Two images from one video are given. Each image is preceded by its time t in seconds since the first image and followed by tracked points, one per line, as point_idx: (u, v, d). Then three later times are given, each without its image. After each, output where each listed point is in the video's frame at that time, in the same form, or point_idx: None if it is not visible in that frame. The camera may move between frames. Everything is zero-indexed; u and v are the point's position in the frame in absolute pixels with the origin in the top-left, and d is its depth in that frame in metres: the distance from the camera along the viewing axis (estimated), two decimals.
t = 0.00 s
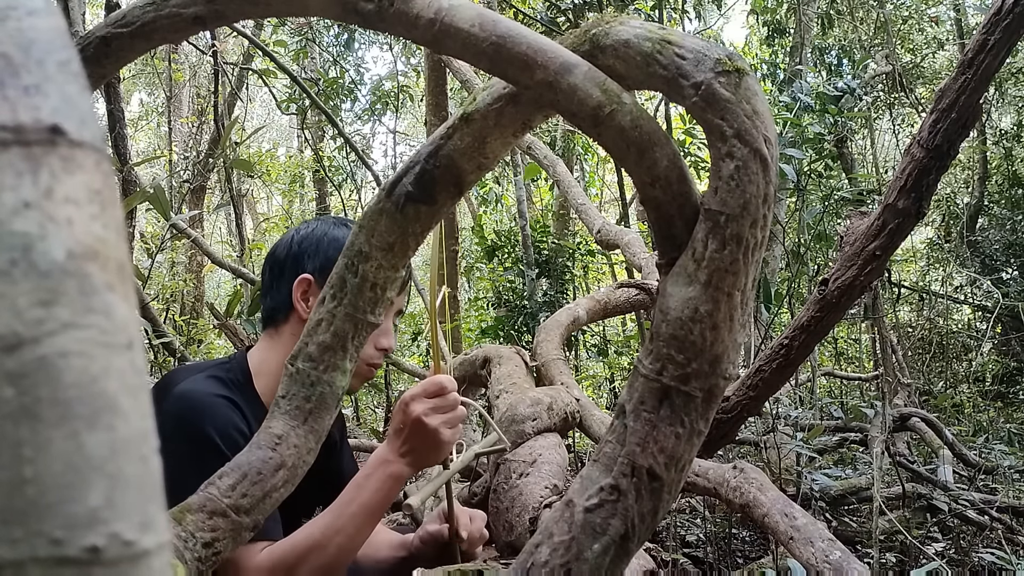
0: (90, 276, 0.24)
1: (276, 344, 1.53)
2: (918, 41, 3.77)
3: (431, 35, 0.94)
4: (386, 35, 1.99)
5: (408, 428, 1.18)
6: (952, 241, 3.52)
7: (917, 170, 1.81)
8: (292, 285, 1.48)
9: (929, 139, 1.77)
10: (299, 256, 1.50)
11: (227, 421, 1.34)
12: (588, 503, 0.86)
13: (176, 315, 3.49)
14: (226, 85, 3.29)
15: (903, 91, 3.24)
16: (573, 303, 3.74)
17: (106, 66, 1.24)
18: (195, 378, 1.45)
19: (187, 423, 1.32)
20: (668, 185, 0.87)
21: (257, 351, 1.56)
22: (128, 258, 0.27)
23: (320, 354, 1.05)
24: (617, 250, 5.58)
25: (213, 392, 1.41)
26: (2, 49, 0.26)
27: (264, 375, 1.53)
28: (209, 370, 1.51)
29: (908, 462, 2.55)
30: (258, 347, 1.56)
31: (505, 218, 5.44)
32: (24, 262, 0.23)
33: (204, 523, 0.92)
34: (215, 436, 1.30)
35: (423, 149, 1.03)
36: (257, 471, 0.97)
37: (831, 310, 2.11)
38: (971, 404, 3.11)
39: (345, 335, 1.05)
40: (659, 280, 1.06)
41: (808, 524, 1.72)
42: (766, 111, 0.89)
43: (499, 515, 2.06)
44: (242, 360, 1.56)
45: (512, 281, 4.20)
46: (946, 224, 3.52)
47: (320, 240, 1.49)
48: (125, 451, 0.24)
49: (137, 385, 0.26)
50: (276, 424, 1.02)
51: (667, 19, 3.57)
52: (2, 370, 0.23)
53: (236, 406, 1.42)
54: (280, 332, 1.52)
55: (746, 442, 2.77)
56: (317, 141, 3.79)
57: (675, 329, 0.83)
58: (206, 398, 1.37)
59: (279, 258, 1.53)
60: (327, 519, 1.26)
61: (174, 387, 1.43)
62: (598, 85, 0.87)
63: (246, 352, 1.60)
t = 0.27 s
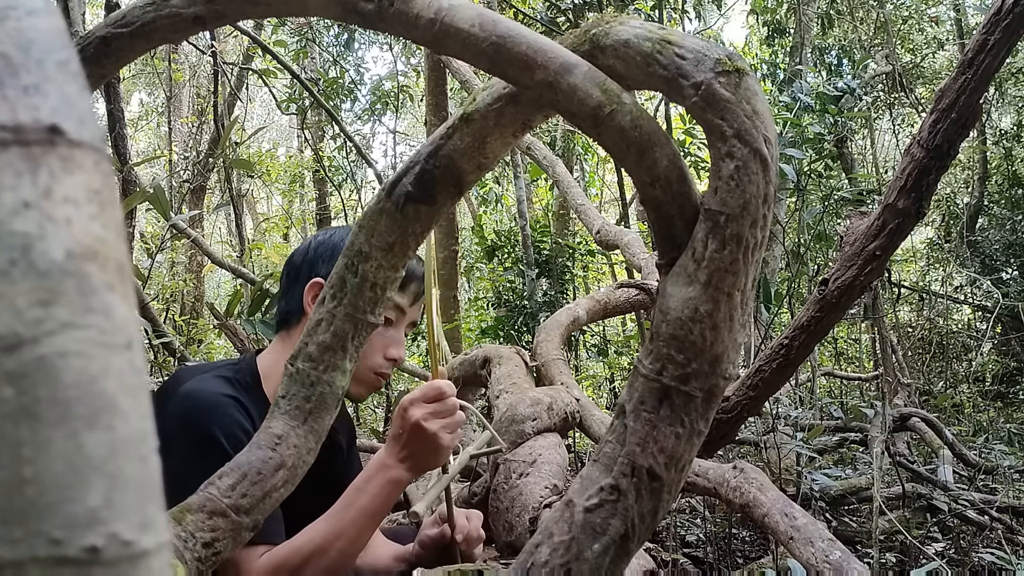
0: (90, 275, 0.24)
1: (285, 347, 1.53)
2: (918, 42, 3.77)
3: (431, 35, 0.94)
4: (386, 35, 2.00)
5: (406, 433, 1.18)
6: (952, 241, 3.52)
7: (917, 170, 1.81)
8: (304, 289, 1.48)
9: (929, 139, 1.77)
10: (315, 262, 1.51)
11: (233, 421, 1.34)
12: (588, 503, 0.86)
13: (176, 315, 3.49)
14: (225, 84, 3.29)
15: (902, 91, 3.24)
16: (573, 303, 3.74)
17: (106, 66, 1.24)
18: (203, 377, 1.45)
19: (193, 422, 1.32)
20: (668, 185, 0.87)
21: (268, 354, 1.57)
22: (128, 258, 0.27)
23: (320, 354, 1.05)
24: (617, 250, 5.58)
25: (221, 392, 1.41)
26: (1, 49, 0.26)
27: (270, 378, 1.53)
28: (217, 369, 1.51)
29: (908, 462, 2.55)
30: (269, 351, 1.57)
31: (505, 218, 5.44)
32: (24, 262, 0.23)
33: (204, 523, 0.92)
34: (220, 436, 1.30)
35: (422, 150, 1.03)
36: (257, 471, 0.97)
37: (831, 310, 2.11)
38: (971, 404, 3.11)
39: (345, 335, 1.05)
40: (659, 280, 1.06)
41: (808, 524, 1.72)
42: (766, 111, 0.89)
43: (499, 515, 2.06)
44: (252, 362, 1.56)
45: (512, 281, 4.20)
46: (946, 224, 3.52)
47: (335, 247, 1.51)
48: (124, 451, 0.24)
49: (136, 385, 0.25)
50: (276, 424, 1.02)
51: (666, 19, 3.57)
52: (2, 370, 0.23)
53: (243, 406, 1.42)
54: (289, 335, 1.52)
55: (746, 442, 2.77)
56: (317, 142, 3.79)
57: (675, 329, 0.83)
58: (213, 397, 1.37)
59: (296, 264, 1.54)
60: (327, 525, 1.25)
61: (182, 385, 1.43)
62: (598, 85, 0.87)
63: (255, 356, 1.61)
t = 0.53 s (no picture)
0: (90, 276, 0.24)
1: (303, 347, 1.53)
2: (918, 42, 3.77)
3: (431, 35, 0.94)
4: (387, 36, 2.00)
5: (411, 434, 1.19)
6: (952, 241, 3.52)
7: (917, 170, 1.81)
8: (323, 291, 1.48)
9: (929, 139, 1.77)
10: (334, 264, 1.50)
11: (245, 418, 1.34)
12: (588, 503, 0.86)
13: (176, 315, 3.49)
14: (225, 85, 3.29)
15: (903, 91, 3.24)
16: (573, 303, 3.74)
17: (106, 66, 1.24)
18: (216, 373, 1.45)
19: (205, 418, 1.32)
20: (668, 185, 0.87)
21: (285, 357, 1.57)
22: (128, 258, 0.27)
23: (320, 354, 1.05)
24: (617, 250, 5.58)
25: (233, 388, 1.41)
26: (2, 48, 0.26)
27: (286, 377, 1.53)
28: (230, 366, 1.51)
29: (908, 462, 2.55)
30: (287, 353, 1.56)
31: (505, 218, 5.44)
32: (24, 262, 0.23)
33: (204, 523, 0.92)
34: (231, 433, 1.30)
35: (423, 150, 1.03)
36: (257, 471, 0.97)
37: (831, 310, 2.11)
38: (971, 404, 3.11)
39: (345, 335, 1.05)
40: (659, 280, 1.06)
41: (808, 524, 1.72)
42: (767, 111, 0.89)
43: (499, 515, 2.06)
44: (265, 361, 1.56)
45: (512, 281, 4.20)
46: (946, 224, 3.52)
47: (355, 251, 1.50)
48: (123, 451, 0.24)
49: (136, 385, 0.25)
50: (276, 425, 1.02)
51: (667, 19, 3.57)
52: (2, 370, 0.23)
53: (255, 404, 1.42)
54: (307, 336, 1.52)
55: (746, 442, 2.77)
56: (317, 142, 3.79)
57: (675, 329, 0.83)
58: (226, 394, 1.37)
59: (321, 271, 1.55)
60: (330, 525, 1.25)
61: (195, 379, 1.43)
62: (598, 85, 0.87)
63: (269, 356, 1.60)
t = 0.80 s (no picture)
0: (90, 275, 0.24)
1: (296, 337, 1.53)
2: (918, 41, 3.77)
3: (431, 35, 0.94)
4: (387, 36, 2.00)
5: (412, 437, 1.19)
6: (952, 241, 3.52)
7: (918, 170, 1.81)
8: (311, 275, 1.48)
9: (930, 139, 1.77)
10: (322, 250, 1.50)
11: (246, 404, 1.35)
12: (588, 503, 0.86)
13: (177, 315, 3.49)
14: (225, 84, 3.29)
15: (903, 90, 3.24)
16: (573, 303, 3.74)
17: (106, 66, 1.24)
18: (215, 361, 1.46)
19: (207, 405, 1.33)
20: (668, 185, 0.87)
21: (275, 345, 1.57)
22: (127, 258, 0.27)
23: (320, 354, 1.05)
24: (617, 250, 5.57)
25: (233, 375, 1.41)
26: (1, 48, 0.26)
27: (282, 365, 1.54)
28: (229, 353, 1.51)
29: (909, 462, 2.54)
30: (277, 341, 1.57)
31: (505, 218, 5.44)
32: (23, 262, 0.23)
33: (204, 523, 0.92)
34: (230, 419, 1.30)
35: (423, 150, 1.03)
36: (257, 471, 0.97)
37: (831, 310, 2.11)
38: (971, 404, 3.11)
39: (345, 335, 1.05)
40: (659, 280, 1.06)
41: (809, 524, 1.72)
42: (767, 111, 0.89)
43: (499, 515, 2.06)
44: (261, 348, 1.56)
45: (512, 281, 4.20)
46: (946, 224, 3.52)
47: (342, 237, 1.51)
48: (123, 451, 0.24)
49: (136, 385, 0.25)
50: (276, 424, 1.02)
51: (667, 19, 3.57)
52: (2, 369, 0.23)
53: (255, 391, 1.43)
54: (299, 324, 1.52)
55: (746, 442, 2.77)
56: (316, 142, 3.79)
57: (676, 329, 0.83)
58: (226, 381, 1.38)
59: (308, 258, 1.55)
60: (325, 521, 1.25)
61: (195, 366, 1.44)
62: (598, 84, 0.87)
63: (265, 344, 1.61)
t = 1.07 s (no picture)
0: (91, 275, 0.24)
1: (255, 328, 1.53)
2: (918, 41, 3.77)
3: (431, 35, 0.94)
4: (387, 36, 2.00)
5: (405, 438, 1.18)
6: (952, 241, 3.52)
7: (917, 170, 1.81)
8: (265, 263, 1.49)
9: (930, 139, 1.77)
10: (274, 239, 1.52)
11: (210, 401, 1.35)
12: (588, 503, 0.86)
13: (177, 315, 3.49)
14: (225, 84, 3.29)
15: (903, 90, 3.24)
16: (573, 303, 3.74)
17: (106, 66, 1.24)
18: (178, 357, 1.46)
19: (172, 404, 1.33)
20: (668, 185, 0.87)
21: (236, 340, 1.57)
22: (128, 258, 0.27)
23: (320, 353, 1.05)
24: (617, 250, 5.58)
25: (196, 371, 1.42)
26: (2, 49, 0.26)
27: (245, 358, 1.53)
28: (193, 349, 1.51)
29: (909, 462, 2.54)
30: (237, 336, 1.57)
31: (505, 218, 5.44)
32: (24, 262, 0.23)
33: (204, 523, 0.92)
34: (195, 417, 1.31)
35: (423, 149, 1.03)
36: (257, 471, 0.97)
37: (831, 309, 2.11)
38: (971, 403, 3.11)
39: (345, 335, 1.06)
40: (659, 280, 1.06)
41: (808, 524, 1.72)
42: (767, 110, 0.89)
43: (499, 515, 2.06)
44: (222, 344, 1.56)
45: (512, 280, 4.20)
46: (946, 224, 3.52)
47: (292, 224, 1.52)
48: (124, 451, 0.24)
49: (137, 384, 0.26)
50: (276, 424, 1.02)
51: (667, 18, 3.57)
52: (2, 369, 0.23)
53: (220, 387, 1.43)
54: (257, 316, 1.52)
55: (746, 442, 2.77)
56: (317, 142, 3.79)
57: (676, 329, 0.83)
58: (189, 377, 1.38)
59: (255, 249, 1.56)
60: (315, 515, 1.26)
61: (159, 364, 1.44)
62: (598, 84, 0.87)
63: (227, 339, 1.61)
